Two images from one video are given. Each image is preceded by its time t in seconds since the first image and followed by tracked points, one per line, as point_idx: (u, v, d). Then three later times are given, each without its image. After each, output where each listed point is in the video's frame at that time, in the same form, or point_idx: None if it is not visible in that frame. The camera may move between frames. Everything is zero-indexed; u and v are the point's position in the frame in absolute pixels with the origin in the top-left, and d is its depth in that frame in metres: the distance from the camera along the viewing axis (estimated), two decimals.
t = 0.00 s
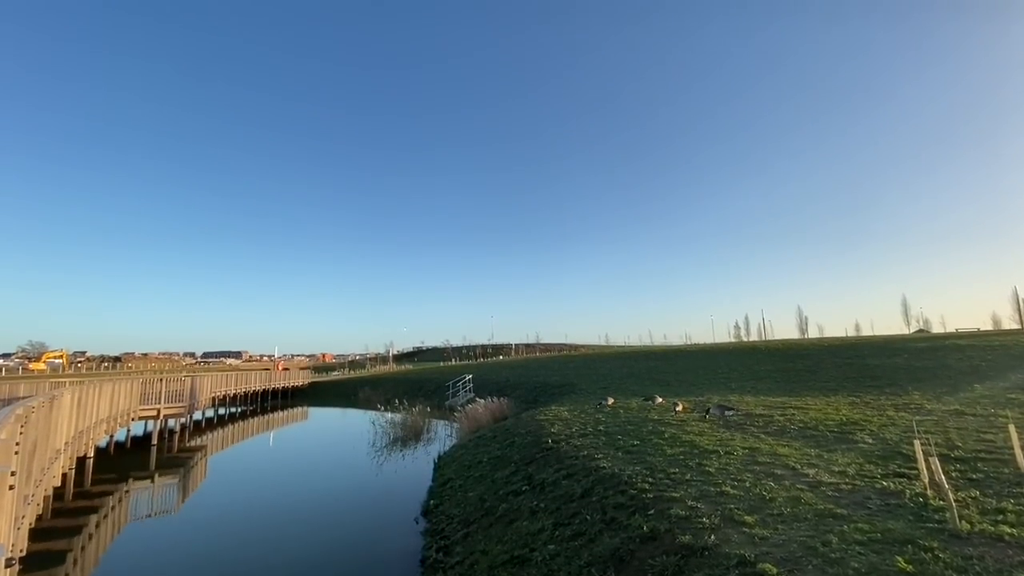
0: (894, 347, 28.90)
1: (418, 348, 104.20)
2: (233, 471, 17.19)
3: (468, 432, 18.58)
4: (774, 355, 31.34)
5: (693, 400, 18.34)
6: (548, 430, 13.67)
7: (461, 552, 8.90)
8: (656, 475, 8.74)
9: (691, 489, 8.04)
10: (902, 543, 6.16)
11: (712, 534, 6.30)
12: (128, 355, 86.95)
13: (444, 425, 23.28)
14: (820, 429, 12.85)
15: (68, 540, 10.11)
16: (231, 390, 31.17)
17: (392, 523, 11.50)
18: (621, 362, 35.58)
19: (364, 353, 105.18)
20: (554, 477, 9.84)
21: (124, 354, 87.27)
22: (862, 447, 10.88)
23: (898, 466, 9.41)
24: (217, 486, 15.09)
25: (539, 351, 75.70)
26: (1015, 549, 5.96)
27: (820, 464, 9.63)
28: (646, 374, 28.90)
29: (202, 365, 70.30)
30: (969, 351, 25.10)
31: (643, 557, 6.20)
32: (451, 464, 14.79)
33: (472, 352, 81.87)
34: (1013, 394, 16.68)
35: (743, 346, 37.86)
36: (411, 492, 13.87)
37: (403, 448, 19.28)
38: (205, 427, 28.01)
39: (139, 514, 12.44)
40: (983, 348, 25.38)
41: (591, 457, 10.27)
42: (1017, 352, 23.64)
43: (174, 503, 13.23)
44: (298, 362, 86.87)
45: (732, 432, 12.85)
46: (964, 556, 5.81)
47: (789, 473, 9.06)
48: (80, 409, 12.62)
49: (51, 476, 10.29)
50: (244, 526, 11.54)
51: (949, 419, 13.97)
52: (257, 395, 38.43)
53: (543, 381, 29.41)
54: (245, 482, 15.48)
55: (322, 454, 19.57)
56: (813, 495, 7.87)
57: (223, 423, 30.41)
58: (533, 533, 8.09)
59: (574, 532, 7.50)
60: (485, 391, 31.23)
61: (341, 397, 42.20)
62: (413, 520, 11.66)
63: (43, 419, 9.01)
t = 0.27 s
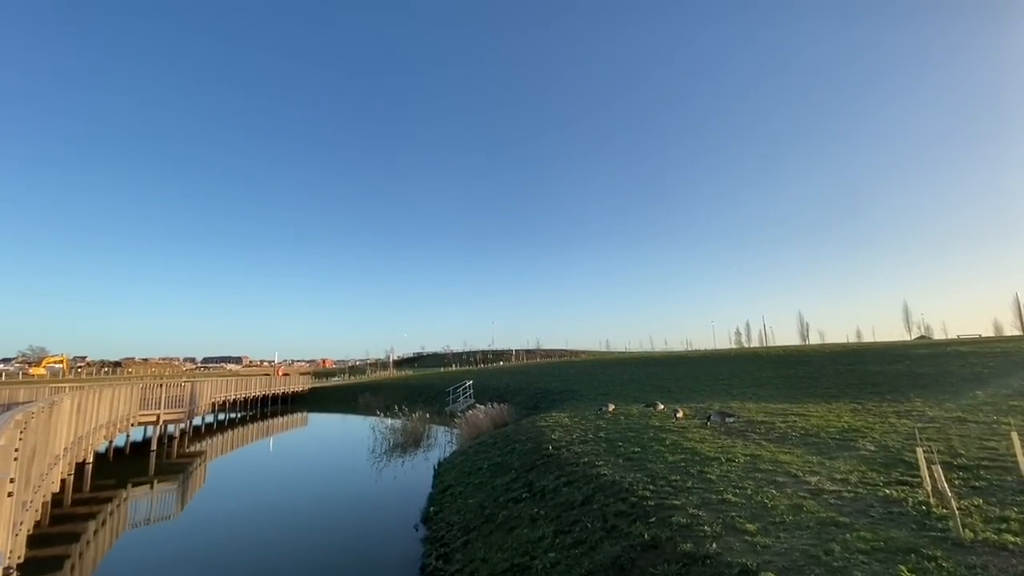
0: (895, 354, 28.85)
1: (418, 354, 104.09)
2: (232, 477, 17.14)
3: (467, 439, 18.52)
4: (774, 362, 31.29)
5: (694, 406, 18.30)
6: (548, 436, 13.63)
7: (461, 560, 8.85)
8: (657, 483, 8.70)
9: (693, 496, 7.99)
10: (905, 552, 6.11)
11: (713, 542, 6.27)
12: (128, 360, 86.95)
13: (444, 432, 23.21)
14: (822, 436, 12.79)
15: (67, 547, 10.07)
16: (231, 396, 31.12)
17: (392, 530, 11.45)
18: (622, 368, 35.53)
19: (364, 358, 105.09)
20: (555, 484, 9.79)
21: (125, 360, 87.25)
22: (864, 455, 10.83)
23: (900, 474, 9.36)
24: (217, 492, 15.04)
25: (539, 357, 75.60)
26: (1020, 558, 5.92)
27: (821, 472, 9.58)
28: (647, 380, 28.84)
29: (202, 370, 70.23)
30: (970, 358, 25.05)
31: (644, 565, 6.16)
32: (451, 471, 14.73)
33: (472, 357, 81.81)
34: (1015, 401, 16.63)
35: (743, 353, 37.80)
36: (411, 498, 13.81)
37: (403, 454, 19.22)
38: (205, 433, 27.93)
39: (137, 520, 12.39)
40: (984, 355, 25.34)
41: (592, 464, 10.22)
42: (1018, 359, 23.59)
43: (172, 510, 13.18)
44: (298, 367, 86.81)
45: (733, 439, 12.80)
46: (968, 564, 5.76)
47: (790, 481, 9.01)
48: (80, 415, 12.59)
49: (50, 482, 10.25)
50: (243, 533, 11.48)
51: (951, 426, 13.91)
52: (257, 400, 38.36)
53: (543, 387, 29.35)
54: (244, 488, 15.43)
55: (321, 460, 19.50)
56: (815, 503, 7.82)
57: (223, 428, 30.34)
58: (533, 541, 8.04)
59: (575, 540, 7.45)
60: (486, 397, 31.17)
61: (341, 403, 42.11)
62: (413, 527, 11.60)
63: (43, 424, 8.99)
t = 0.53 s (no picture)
0: (896, 361, 28.76)
1: (419, 360, 103.96)
2: (231, 483, 17.05)
3: (468, 446, 18.45)
4: (776, 368, 31.19)
5: (695, 413, 18.21)
6: (549, 443, 13.56)
7: (461, 568, 8.80)
8: (658, 490, 8.65)
9: (694, 504, 7.95)
10: (909, 561, 6.06)
11: (714, 551, 6.23)
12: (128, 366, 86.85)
13: (444, 438, 23.13)
14: (824, 443, 12.72)
15: (64, 554, 10.01)
16: (231, 402, 31.05)
17: (391, 538, 11.38)
18: (622, 374, 35.42)
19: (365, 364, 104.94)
20: (555, 492, 9.75)
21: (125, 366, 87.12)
22: (866, 462, 10.77)
23: (903, 482, 9.30)
24: (216, 499, 14.96)
25: (540, 363, 75.47)
26: None
27: (823, 480, 9.53)
28: (647, 387, 28.75)
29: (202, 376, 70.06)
30: (972, 365, 24.95)
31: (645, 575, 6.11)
32: (452, 478, 14.65)
33: (472, 363, 81.68)
34: (1018, 408, 16.53)
35: (745, 359, 37.71)
36: (411, 506, 13.73)
37: (403, 461, 19.13)
38: (204, 439, 27.85)
39: (136, 527, 12.32)
40: (986, 362, 25.25)
41: (593, 471, 10.17)
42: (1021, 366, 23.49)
43: (171, 516, 13.10)
44: (298, 373, 86.72)
45: (735, 446, 12.74)
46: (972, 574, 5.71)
47: (792, 489, 8.96)
48: (79, 420, 12.55)
49: (49, 488, 10.21)
50: (241, 541, 11.41)
51: (954, 434, 13.83)
52: (257, 407, 38.28)
53: (544, 393, 29.26)
54: (243, 495, 15.36)
55: (321, 467, 19.41)
56: (817, 511, 7.77)
57: (222, 434, 30.24)
58: (533, 549, 8.00)
59: (576, 548, 7.41)
60: (486, 403, 31.07)
61: (341, 409, 42.00)
62: (413, 534, 11.53)
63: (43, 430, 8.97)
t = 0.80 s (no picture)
0: (898, 368, 28.66)
1: (419, 367, 103.75)
2: (230, 491, 16.96)
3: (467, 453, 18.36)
4: (777, 376, 31.07)
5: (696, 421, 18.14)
6: (549, 451, 13.50)
7: None
8: (660, 499, 8.59)
9: (696, 513, 7.89)
10: (913, 571, 6.00)
11: (716, 561, 6.18)
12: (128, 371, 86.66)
13: (444, 445, 23.03)
14: (826, 451, 12.65)
15: (61, 563, 9.93)
16: (230, 408, 30.95)
17: (390, 547, 11.29)
18: (623, 381, 35.32)
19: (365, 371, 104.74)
20: (556, 500, 9.68)
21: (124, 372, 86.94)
22: (869, 471, 10.71)
23: (906, 491, 9.23)
24: (214, 507, 14.86)
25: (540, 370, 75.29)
26: None
27: (826, 489, 9.46)
28: (648, 394, 28.64)
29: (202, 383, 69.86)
30: (974, 373, 24.86)
31: None
32: (452, 486, 14.56)
33: (472, 370, 81.50)
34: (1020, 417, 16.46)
35: (746, 366, 37.60)
36: (410, 514, 13.63)
37: (402, 469, 19.03)
38: (203, 446, 27.73)
39: (133, 535, 12.23)
40: (989, 370, 25.15)
41: (594, 479, 10.11)
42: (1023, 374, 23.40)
43: (168, 525, 13.00)
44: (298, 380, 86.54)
45: (736, 454, 12.67)
46: None
47: (795, 498, 8.89)
48: (78, 427, 12.48)
49: (46, 496, 10.13)
50: (239, 549, 11.32)
51: (956, 442, 13.76)
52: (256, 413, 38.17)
53: (544, 400, 29.15)
54: (242, 503, 15.26)
55: (320, 474, 19.30)
56: (820, 521, 7.71)
57: (222, 441, 30.12)
58: (534, 558, 7.93)
59: (576, 558, 7.36)
60: (486, 411, 30.95)
61: (341, 416, 41.86)
62: (412, 543, 11.45)
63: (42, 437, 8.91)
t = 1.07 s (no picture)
0: (900, 376, 28.56)
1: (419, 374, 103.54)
2: (229, 499, 16.87)
3: (468, 462, 18.29)
4: (778, 384, 30.96)
5: (697, 430, 18.07)
6: (549, 459, 13.45)
7: None
8: (661, 509, 8.53)
9: (698, 523, 7.83)
10: None
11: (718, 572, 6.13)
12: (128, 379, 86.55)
13: (444, 454, 22.95)
14: (828, 460, 12.58)
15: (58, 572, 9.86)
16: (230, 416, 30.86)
17: (390, 556, 11.21)
18: (624, 389, 35.22)
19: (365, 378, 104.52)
20: (557, 509, 9.62)
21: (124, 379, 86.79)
22: (872, 480, 10.64)
23: (909, 500, 9.17)
24: (213, 516, 14.77)
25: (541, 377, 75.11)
26: None
27: (828, 498, 9.40)
28: (649, 402, 28.53)
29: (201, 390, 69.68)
30: (976, 381, 24.77)
31: None
32: (452, 494, 14.48)
33: (473, 377, 81.32)
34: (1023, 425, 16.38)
35: (747, 374, 37.49)
36: (410, 523, 13.54)
37: (402, 477, 18.94)
38: (202, 454, 27.60)
39: (131, 544, 12.15)
40: (991, 378, 25.05)
41: (595, 488, 10.05)
42: None
43: (166, 533, 12.92)
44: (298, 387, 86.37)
45: (738, 463, 12.61)
46: None
47: (797, 507, 8.83)
48: (76, 435, 12.43)
49: (44, 504, 10.08)
50: (237, 558, 11.24)
51: (959, 451, 13.69)
52: (256, 421, 38.05)
53: (545, 408, 29.05)
54: (240, 512, 15.17)
55: (319, 483, 19.20)
56: (823, 531, 7.65)
57: (221, 449, 30.00)
58: (534, 568, 7.87)
59: (577, 568, 7.30)
60: (486, 419, 30.83)
61: (340, 424, 41.71)
62: (412, 552, 11.37)
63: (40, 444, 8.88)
